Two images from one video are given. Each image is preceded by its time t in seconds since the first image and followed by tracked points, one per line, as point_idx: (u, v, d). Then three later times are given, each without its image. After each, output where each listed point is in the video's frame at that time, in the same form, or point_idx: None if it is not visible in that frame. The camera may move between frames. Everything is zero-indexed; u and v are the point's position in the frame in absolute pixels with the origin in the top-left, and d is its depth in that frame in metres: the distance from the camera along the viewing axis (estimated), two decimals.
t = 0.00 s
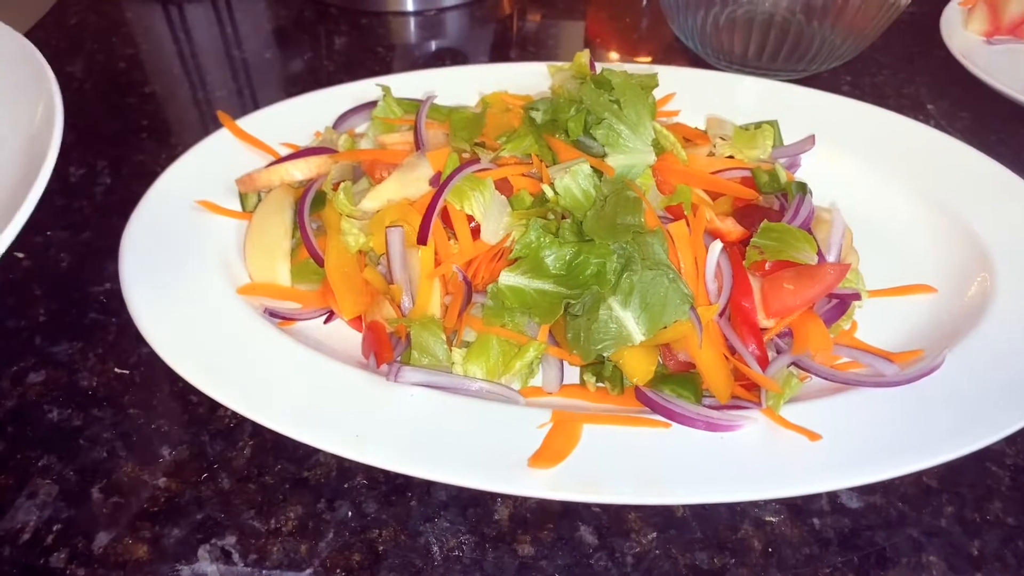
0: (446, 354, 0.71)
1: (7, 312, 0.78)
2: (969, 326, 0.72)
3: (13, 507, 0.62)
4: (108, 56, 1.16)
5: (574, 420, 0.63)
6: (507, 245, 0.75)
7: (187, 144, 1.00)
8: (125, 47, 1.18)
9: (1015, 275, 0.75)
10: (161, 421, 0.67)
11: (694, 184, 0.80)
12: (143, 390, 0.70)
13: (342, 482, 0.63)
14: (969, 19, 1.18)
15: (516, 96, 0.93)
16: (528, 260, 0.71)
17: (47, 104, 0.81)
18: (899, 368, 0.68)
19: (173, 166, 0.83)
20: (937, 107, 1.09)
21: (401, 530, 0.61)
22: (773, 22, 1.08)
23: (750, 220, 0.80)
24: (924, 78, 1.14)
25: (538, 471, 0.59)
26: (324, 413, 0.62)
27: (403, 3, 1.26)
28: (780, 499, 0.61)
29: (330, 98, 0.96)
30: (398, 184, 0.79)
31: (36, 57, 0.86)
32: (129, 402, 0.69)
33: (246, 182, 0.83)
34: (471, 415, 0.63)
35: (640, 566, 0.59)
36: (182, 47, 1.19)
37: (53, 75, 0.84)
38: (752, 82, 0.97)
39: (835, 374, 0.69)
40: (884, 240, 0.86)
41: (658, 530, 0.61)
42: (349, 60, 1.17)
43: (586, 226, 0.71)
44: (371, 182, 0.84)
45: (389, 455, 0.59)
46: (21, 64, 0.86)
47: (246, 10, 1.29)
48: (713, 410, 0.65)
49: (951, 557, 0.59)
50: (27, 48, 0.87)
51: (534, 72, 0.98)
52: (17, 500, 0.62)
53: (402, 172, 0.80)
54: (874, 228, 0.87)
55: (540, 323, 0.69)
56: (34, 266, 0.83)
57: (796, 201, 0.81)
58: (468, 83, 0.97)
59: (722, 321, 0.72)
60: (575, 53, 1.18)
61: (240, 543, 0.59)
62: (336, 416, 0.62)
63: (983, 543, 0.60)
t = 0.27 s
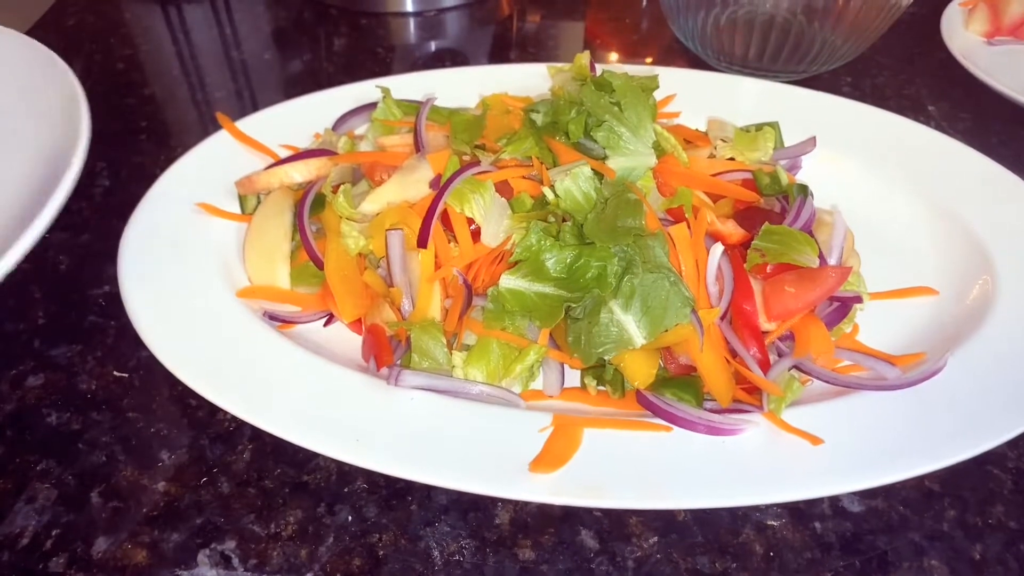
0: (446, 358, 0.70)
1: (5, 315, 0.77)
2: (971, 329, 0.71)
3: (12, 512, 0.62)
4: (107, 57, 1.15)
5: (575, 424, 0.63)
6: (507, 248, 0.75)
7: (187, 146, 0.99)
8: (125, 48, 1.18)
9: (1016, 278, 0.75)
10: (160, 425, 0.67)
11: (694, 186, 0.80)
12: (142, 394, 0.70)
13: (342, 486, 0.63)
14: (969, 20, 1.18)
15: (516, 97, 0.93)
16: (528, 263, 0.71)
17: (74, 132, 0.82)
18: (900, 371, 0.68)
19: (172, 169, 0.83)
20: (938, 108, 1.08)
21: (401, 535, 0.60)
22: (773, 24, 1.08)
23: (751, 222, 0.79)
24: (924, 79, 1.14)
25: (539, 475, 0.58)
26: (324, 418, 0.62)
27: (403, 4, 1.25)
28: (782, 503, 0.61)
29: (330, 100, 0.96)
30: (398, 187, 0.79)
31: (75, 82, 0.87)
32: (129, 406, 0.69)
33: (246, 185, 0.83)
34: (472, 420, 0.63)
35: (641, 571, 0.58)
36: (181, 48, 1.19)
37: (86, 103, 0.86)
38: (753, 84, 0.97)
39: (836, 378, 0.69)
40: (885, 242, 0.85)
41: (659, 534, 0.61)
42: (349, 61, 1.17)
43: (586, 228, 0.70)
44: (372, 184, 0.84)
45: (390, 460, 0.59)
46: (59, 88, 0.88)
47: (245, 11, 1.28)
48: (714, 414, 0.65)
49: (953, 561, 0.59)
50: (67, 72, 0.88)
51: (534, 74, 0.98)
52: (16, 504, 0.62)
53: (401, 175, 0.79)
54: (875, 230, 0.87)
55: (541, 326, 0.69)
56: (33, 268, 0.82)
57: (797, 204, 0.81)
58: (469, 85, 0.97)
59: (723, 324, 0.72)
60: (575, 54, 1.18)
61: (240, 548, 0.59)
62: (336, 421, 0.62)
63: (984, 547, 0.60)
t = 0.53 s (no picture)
0: (446, 362, 0.71)
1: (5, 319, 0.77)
2: (973, 334, 0.71)
3: (11, 517, 0.62)
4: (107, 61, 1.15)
5: (577, 429, 0.62)
6: (508, 253, 0.75)
7: (187, 150, 0.99)
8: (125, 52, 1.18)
9: (1018, 282, 0.74)
10: (160, 430, 0.67)
11: (695, 190, 0.79)
12: (142, 398, 0.69)
13: (342, 492, 0.63)
14: (969, 24, 1.17)
15: (516, 101, 0.93)
16: (529, 267, 0.71)
17: (129, 166, 0.83)
18: (902, 376, 0.68)
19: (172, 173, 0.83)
20: (938, 112, 1.08)
21: (402, 541, 0.60)
22: (774, 28, 1.08)
23: (753, 227, 0.79)
24: (925, 82, 1.14)
25: (540, 481, 0.58)
26: (325, 423, 0.62)
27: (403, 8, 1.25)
28: (783, 509, 0.61)
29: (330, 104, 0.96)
30: (398, 192, 0.78)
31: (147, 116, 0.88)
32: (129, 411, 0.69)
33: (246, 189, 0.83)
34: (472, 425, 0.62)
35: None
36: (182, 52, 1.19)
37: (154, 140, 0.86)
38: (754, 87, 0.96)
39: (838, 383, 0.69)
40: (886, 246, 0.85)
41: (660, 540, 0.60)
42: (349, 65, 1.17)
43: (587, 233, 0.70)
44: (372, 188, 0.84)
45: (390, 465, 0.59)
46: (136, 120, 0.90)
47: (245, 14, 1.28)
48: (716, 419, 0.64)
49: (955, 567, 0.59)
50: (148, 105, 0.90)
51: (534, 79, 0.98)
52: (16, 509, 0.62)
53: (402, 179, 0.79)
54: (876, 234, 0.87)
55: (542, 331, 0.69)
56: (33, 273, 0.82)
57: (798, 209, 0.81)
58: (469, 89, 0.97)
59: (724, 329, 0.72)
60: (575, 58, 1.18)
61: (240, 554, 0.59)
62: (336, 426, 0.62)
63: (987, 552, 0.60)
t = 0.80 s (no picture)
0: (446, 361, 0.70)
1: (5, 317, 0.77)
2: (974, 333, 0.71)
3: (11, 515, 0.61)
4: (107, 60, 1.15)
5: (577, 428, 0.62)
6: (510, 252, 0.74)
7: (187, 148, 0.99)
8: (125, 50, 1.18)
9: (1019, 282, 0.74)
10: (160, 428, 0.67)
11: (697, 190, 0.79)
12: (142, 397, 0.69)
13: (342, 490, 0.63)
14: (969, 25, 1.18)
15: (517, 100, 0.93)
16: (530, 266, 0.71)
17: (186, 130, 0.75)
18: (903, 376, 0.68)
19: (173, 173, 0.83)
20: (938, 112, 1.08)
21: (402, 540, 0.60)
22: (775, 27, 1.08)
23: (754, 226, 0.79)
24: (925, 82, 1.14)
25: (541, 480, 0.58)
26: (326, 422, 0.62)
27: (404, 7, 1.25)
28: (784, 508, 0.61)
29: (331, 102, 0.95)
30: (399, 190, 0.78)
31: (209, 66, 0.79)
32: (128, 409, 0.68)
33: (246, 187, 0.83)
34: (474, 424, 0.62)
35: None
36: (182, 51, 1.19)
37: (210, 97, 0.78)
38: (754, 87, 0.96)
39: (838, 382, 0.69)
40: (887, 246, 0.85)
41: (661, 539, 0.60)
42: (350, 64, 1.17)
43: (589, 232, 0.70)
44: (372, 187, 0.84)
45: (391, 464, 0.59)
46: (191, 72, 0.80)
47: (245, 13, 1.28)
48: (716, 418, 0.64)
49: (956, 566, 0.59)
50: (208, 56, 0.80)
51: (535, 78, 0.98)
52: (15, 507, 0.62)
53: (402, 178, 0.79)
54: (878, 233, 0.86)
55: (543, 330, 0.69)
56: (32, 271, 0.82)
57: (799, 208, 0.81)
58: (470, 88, 0.96)
59: (725, 328, 0.72)
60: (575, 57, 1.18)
61: (240, 552, 0.59)
62: (337, 425, 0.62)
63: (987, 552, 0.60)
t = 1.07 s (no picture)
0: (445, 357, 0.70)
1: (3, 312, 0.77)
2: (971, 329, 0.71)
3: (9, 510, 0.61)
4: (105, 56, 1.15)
5: (575, 423, 0.63)
6: (508, 247, 0.75)
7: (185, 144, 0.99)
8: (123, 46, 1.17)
9: (1016, 278, 0.75)
10: (159, 423, 0.67)
11: (695, 186, 0.80)
12: (140, 391, 0.69)
13: (341, 485, 0.63)
14: (968, 21, 1.18)
15: (515, 96, 0.93)
16: (529, 262, 0.71)
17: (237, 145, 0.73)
18: (900, 371, 0.68)
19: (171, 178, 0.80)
20: (936, 109, 1.09)
21: (401, 534, 0.60)
22: (773, 24, 1.08)
23: (752, 222, 0.79)
24: (923, 79, 1.14)
25: (540, 474, 0.58)
26: (325, 417, 0.62)
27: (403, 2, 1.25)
28: (781, 502, 0.61)
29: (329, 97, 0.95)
30: (397, 186, 0.78)
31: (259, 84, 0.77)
32: (127, 404, 0.68)
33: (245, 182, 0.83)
34: (472, 419, 0.62)
35: (641, 570, 0.58)
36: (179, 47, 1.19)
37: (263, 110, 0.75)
38: (753, 83, 0.96)
39: (836, 378, 0.69)
40: (884, 242, 0.85)
41: (659, 534, 0.61)
42: (348, 59, 1.17)
43: (587, 227, 0.70)
44: (371, 183, 0.84)
45: (390, 459, 0.59)
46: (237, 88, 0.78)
47: (243, 8, 1.28)
48: (714, 413, 0.65)
49: (952, 561, 0.59)
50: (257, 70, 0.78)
51: (534, 73, 0.98)
52: (13, 502, 0.61)
53: (401, 173, 0.79)
54: (876, 229, 0.87)
55: (541, 325, 0.69)
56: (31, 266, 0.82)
57: (797, 204, 0.81)
58: (468, 84, 0.96)
59: (722, 324, 0.72)
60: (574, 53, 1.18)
61: (239, 547, 0.59)
62: (336, 420, 0.62)
63: (983, 546, 0.60)
